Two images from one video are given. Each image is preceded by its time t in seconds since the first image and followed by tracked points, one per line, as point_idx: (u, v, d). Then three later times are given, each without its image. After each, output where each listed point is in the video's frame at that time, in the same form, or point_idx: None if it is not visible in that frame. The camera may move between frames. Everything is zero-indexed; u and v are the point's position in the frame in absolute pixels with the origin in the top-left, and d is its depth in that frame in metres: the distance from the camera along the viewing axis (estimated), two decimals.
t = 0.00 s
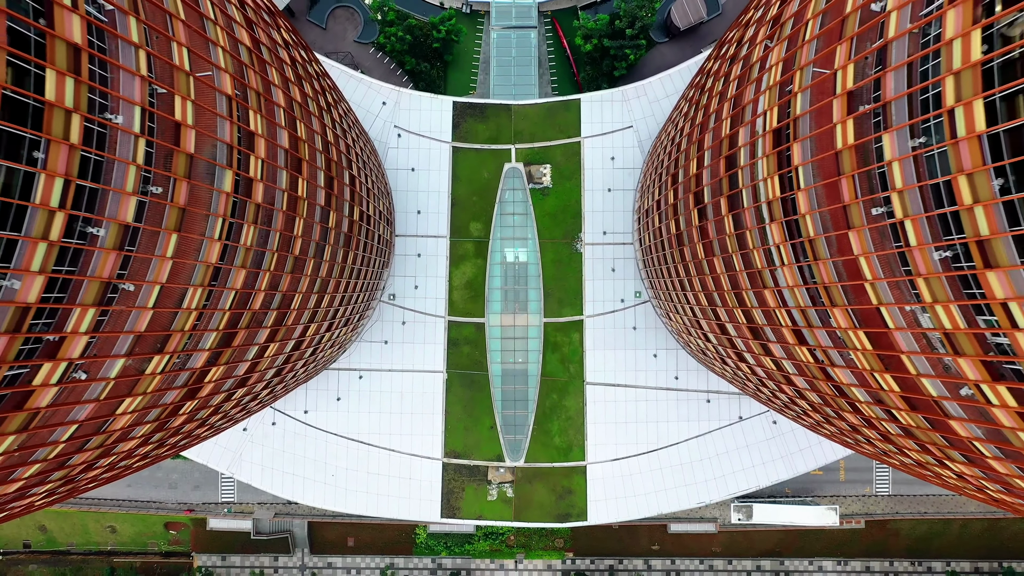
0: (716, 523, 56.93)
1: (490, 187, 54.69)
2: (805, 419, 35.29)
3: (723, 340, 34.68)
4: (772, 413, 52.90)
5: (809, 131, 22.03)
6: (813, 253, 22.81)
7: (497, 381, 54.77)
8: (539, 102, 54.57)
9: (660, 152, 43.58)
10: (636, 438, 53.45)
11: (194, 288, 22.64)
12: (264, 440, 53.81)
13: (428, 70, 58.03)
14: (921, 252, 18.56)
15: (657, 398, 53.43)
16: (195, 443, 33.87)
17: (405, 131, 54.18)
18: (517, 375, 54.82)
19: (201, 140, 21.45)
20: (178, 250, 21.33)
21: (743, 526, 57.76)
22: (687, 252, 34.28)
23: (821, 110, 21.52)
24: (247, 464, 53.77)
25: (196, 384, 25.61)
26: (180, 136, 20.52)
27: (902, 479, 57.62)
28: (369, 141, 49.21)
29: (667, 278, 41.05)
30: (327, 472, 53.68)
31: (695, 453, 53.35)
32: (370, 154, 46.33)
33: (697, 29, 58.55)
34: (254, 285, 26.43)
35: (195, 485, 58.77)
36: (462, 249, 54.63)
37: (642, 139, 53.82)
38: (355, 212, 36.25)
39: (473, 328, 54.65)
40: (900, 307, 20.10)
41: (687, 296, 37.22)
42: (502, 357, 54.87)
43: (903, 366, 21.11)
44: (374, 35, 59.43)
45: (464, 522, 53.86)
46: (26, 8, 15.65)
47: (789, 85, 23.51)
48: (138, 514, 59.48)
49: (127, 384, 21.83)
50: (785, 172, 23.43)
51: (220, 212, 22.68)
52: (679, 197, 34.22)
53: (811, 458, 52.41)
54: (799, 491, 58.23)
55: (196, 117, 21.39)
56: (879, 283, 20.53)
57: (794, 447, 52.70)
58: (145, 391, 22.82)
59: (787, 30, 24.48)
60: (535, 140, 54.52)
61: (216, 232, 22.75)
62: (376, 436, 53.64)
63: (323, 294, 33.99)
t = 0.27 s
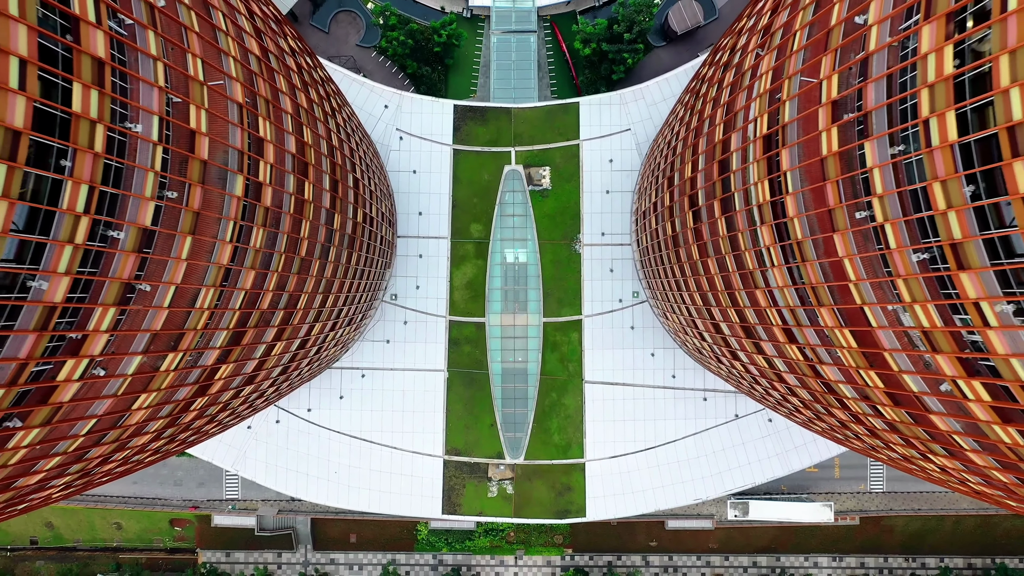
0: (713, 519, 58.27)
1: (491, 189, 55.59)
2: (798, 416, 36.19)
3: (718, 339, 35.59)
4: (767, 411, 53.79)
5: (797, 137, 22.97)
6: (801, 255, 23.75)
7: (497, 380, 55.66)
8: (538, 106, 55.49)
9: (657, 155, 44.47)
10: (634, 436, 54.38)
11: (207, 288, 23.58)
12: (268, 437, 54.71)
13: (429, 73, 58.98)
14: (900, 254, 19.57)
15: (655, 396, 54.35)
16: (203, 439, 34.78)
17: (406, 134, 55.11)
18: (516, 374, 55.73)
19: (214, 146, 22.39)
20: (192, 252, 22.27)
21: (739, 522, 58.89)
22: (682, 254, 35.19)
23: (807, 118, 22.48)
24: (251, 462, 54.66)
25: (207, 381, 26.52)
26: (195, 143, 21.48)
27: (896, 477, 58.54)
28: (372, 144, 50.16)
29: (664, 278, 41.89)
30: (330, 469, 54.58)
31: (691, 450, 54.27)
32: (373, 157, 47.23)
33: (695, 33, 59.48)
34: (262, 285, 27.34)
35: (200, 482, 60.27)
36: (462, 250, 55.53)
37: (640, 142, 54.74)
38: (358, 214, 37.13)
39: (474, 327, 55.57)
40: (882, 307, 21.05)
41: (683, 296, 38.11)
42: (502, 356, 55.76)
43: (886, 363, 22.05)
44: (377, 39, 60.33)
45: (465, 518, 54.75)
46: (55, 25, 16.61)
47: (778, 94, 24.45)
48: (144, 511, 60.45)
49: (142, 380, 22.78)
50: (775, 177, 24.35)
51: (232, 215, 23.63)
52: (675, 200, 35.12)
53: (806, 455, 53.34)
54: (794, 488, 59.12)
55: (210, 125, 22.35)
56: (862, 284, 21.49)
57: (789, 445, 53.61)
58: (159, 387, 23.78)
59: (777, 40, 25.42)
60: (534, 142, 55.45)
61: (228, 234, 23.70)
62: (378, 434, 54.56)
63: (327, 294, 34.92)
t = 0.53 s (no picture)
0: (710, 517, 59.28)
1: (491, 191, 56.43)
2: (792, 413, 37.02)
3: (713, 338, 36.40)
4: (764, 410, 54.61)
5: (787, 143, 23.83)
6: (790, 256, 24.60)
7: (497, 379, 56.47)
8: (537, 108, 56.33)
9: (654, 157, 45.30)
10: (632, 434, 55.21)
11: (218, 288, 24.43)
12: (272, 435, 55.52)
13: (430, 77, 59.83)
14: (883, 256, 20.47)
15: (652, 395, 55.18)
16: (209, 435, 35.59)
17: (408, 136, 55.95)
18: (516, 373, 56.54)
19: (224, 152, 23.25)
20: (203, 253, 23.11)
21: (734, 519, 59.99)
22: (678, 255, 36.03)
23: (796, 124, 23.35)
24: (255, 459, 55.47)
25: (216, 378, 27.32)
26: (207, 149, 22.35)
27: (890, 474, 59.37)
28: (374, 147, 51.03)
29: (661, 279, 42.68)
30: (333, 467, 55.40)
31: (689, 448, 55.09)
32: (375, 160, 48.07)
33: (692, 37, 60.33)
34: (270, 285, 28.15)
35: (204, 480, 61.63)
36: (463, 251, 56.35)
37: (638, 144, 55.56)
38: (361, 216, 37.96)
39: (474, 327, 56.39)
40: (867, 306, 21.90)
41: (680, 296, 38.95)
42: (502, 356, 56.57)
43: (872, 360, 22.90)
44: (378, 43, 61.17)
45: (466, 515, 55.57)
46: (77, 39, 17.56)
47: (769, 100, 25.30)
48: (149, 508, 61.32)
49: (155, 377, 23.63)
50: (766, 181, 25.19)
51: (242, 218, 24.51)
52: (671, 202, 35.94)
53: (801, 453, 54.17)
54: (790, 485, 59.93)
55: (220, 131, 23.21)
56: (848, 284, 22.33)
57: (785, 442, 54.45)
58: (171, 384, 24.58)
59: (768, 48, 26.31)
60: (534, 145, 56.29)
61: (238, 236, 24.55)
62: (380, 432, 55.38)
63: (332, 294, 35.75)
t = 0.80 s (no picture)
0: (707, 513, 60.08)
1: (491, 193, 57.36)
2: (785, 410, 37.96)
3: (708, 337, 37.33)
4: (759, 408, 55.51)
5: (775, 148, 24.80)
6: (779, 257, 25.55)
7: (497, 377, 57.37)
8: (537, 112, 57.24)
9: (651, 160, 46.24)
10: (630, 431, 56.11)
11: (228, 289, 25.38)
12: (276, 433, 56.41)
13: (431, 80, 60.76)
14: (866, 257, 21.46)
15: (650, 393, 56.09)
16: (216, 432, 36.51)
17: (409, 139, 56.88)
18: (516, 372, 57.44)
19: (236, 157, 24.23)
20: (215, 255, 24.06)
21: (731, 516, 60.88)
22: (673, 255, 36.96)
23: (784, 131, 24.33)
24: (259, 457, 56.37)
25: (225, 375, 28.25)
26: (219, 155, 23.35)
27: (885, 472, 60.28)
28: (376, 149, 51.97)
29: (658, 279, 43.55)
30: (335, 464, 56.30)
31: (686, 445, 56.01)
32: (378, 163, 49.07)
33: (689, 40, 61.26)
34: (277, 286, 29.05)
35: (208, 477, 62.20)
36: (464, 252, 57.26)
37: (636, 146, 56.48)
38: (364, 218, 38.87)
39: (475, 327, 57.31)
40: (852, 306, 22.85)
41: (675, 296, 39.89)
42: (502, 355, 57.45)
43: (858, 358, 23.83)
44: (380, 47, 62.07)
45: (466, 511, 56.47)
46: (100, 52, 18.71)
47: (759, 107, 26.23)
48: (154, 505, 62.20)
49: (168, 374, 24.55)
50: (756, 185, 26.13)
51: (252, 221, 25.47)
52: (667, 204, 36.85)
53: (797, 450, 55.06)
54: (786, 482, 60.80)
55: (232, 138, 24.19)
56: (834, 285, 23.28)
57: (780, 440, 55.35)
58: (183, 380, 25.48)
59: (759, 57, 27.23)
60: (533, 147, 57.22)
61: (248, 239, 25.50)
62: (382, 429, 56.29)
63: (336, 294, 36.68)
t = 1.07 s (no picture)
0: (704, 510, 60.76)
1: (491, 194, 58.20)
2: (779, 408, 38.79)
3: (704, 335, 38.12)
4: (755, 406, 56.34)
5: (766, 153, 25.65)
6: (771, 259, 26.38)
7: (497, 376, 58.18)
8: (536, 114, 58.08)
9: (649, 162, 47.01)
10: (628, 430, 56.95)
11: (238, 289, 26.23)
12: (279, 431, 57.22)
13: (432, 83, 61.60)
14: (852, 259, 22.32)
15: (648, 392, 56.93)
16: (222, 429, 37.31)
17: (411, 141, 57.71)
18: (516, 371, 58.25)
19: (245, 162, 25.11)
20: (225, 256, 24.92)
21: (728, 513, 61.63)
22: (670, 256, 37.76)
23: (775, 136, 25.15)
24: (262, 455, 57.18)
25: (233, 373, 29.09)
26: (230, 160, 24.23)
27: (880, 469, 61.08)
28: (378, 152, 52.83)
29: (655, 279, 44.30)
30: (338, 461, 57.11)
31: (683, 443, 56.85)
32: (379, 165, 49.93)
33: (686, 44, 62.13)
34: (284, 286, 29.84)
35: (212, 475, 62.57)
36: (464, 252, 58.10)
37: (634, 148, 57.31)
38: (366, 220, 39.65)
39: (475, 326, 58.14)
40: (840, 305, 23.69)
41: (672, 296, 40.67)
42: (502, 354, 58.27)
43: (845, 356, 24.65)
44: (381, 50, 62.94)
45: (467, 508, 57.29)
46: (118, 62, 19.73)
47: (751, 113, 27.06)
48: (159, 502, 62.99)
49: (179, 371, 25.36)
50: (748, 188, 26.96)
51: (260, 223, 26.33)
52: (663, 206, 37.66)
53: (792, 448, 55.87)
54: (782, 480, 61.60)
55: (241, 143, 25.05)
56: (822, 285, 24.12)
57: (776, 438, 56.17)
58: (194, 377, 26.31)
59: (752, 64, 28.04)
60: (533, 149, 58.05)
61: (256, 240, 26.36)
62: (384, 427, 57.12)
63: (340, 295, 37.50)
